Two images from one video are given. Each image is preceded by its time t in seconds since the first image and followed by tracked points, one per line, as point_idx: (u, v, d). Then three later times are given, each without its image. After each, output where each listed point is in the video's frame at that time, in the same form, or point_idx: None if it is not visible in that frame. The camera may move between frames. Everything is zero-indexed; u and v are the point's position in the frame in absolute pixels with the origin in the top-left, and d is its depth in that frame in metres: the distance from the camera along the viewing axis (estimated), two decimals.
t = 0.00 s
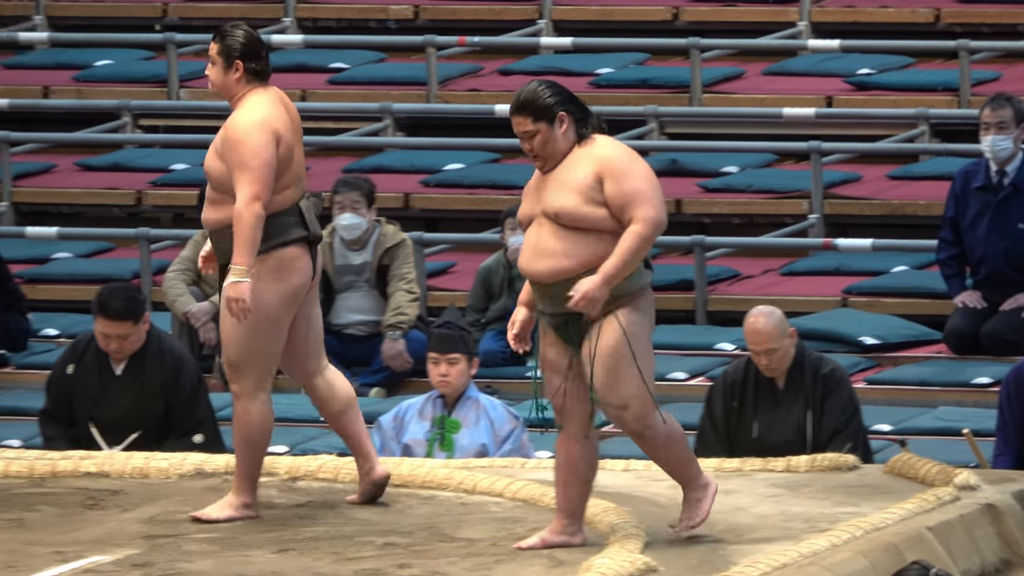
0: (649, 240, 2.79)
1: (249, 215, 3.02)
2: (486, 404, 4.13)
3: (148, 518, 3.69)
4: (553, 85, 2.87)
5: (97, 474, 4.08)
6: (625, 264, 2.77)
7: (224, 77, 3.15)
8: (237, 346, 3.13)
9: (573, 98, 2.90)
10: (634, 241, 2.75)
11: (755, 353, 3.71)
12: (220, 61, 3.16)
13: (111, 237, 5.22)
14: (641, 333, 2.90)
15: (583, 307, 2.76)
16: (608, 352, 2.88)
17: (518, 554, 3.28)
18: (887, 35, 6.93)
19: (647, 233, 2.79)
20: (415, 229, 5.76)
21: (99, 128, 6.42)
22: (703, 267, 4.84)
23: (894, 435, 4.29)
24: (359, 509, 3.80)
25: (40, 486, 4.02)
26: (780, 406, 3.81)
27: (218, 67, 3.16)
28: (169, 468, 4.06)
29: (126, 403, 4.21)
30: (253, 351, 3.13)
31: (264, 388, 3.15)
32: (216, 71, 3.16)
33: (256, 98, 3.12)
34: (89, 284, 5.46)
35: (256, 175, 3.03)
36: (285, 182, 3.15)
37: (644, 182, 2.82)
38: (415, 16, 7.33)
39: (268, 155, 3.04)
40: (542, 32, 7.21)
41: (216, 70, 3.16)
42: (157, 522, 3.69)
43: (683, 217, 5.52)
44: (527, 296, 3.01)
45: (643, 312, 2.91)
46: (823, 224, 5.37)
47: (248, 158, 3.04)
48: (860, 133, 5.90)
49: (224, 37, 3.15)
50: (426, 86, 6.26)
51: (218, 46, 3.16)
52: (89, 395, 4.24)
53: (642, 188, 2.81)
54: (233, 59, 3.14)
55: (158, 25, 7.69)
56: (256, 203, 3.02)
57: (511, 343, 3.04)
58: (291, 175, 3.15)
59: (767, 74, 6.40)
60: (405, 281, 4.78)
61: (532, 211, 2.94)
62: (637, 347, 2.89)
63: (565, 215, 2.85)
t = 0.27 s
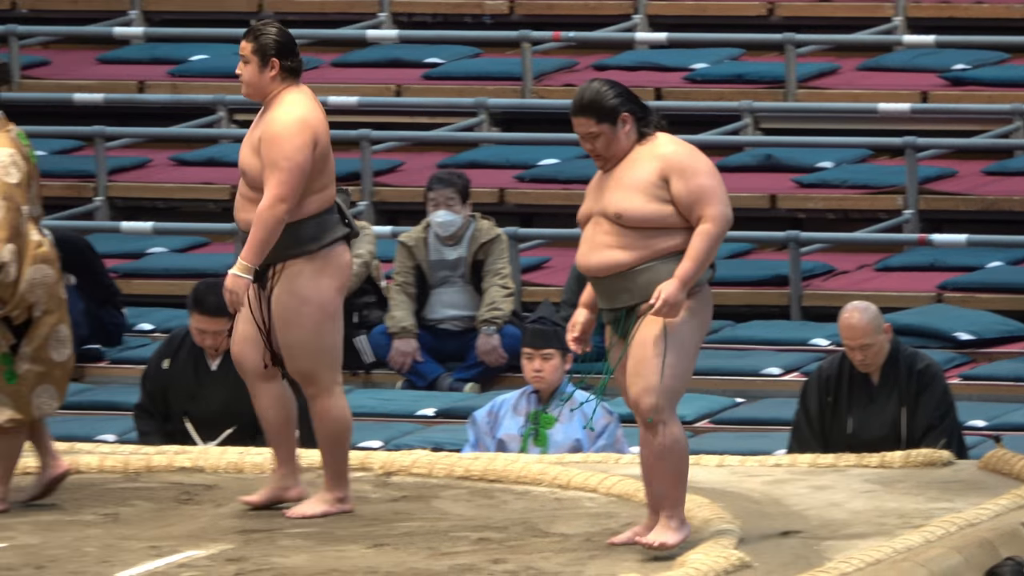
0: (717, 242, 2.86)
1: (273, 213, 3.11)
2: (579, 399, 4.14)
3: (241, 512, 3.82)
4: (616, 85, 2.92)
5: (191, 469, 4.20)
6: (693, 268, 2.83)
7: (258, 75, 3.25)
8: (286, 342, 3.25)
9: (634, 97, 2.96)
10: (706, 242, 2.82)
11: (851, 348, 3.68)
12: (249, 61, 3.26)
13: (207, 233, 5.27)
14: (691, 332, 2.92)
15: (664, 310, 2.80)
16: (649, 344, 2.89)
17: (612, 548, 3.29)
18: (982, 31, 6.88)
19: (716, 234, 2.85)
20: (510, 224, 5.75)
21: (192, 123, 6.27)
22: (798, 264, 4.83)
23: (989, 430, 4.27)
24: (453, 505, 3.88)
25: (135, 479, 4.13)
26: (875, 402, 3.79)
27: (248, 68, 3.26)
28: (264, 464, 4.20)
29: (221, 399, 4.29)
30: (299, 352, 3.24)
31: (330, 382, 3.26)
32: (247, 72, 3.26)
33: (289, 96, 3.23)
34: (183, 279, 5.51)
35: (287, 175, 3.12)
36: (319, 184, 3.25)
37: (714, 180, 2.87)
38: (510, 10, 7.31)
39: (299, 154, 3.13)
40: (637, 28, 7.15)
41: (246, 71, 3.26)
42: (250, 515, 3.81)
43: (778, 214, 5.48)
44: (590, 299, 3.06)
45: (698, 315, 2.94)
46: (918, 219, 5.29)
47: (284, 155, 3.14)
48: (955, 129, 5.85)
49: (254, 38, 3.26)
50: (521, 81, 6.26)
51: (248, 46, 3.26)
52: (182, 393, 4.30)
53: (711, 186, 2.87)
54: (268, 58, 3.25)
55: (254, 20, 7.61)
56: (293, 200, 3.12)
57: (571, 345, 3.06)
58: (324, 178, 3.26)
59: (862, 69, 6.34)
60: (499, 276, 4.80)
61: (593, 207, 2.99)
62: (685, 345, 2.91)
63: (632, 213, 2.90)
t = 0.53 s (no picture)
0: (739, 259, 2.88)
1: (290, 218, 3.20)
2: (646, 389, 4.29)
3: (320, 499, 4.05)
4: (672, 92, 2.95)
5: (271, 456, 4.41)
6: (715, 282, 2.86)
7: (269, 84, 3.32)
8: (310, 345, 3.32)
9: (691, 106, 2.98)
10: (717, 262, 2.85)
11: (907, 340, 3.83)
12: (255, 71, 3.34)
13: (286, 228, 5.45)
14: (714, 340, 2.98)
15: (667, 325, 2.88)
16: (669, 359, 2.97)
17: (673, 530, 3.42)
18: None
19: (739, 250, 2.87)
20: (577, 220, 5.89)
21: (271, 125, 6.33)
22: (857, 258, 4.95)
23: None
24: (522, 490, 4.05)
25: (219, 466, 4.33)
26: (929, 393, 3.91)
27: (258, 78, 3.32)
28: (341, 452, 4.38)
29: (301, 389, 4.45)
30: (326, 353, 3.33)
31: (350, 380, 3.34)
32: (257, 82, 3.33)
33: (300, 103, 3.30)
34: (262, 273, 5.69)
35: (313, 177, 3.21)
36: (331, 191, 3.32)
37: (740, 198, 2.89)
38: (580, 15, 7.37)
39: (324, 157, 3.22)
40: (702, 31, 7.26)
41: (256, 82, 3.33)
42: (330, 503, 4.04)
43: (836, 210, 5.64)
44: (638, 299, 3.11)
45: (729, 321, 3.00)
46: (972, 216, 5.39)
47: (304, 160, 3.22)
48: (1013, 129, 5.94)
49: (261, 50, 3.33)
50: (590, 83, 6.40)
51: (254, 58, 3.33)
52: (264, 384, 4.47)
53: (739, 203, 2.89)
54: (278, 68, 3.32)
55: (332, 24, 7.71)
56: (308, 203, 3.21)
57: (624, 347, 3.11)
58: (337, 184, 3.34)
59: (918, 71, 6.43)
60: (568, 271, 4.95)
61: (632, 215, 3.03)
62: (707, 350, 2.98)
63: (661, 228, 2.94)
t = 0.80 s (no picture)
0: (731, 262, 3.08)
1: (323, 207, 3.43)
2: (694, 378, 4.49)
3: (384, 483, 4.31)
4: (712, 98, 3.19)
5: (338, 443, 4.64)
6: (705, 285, 3.08)
7: (263, 94, 3.54)
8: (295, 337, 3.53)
9: (731, 114, 3.21)
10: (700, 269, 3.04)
11: (942, 332, 4.02)
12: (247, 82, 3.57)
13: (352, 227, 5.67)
14: (733, 337, 3.18)
15: (650, 326, 3.08)
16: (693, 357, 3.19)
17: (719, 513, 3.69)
18: None
19: (730, 255, 3.07)
20: (628, 218, 6.10)
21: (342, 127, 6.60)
22: (894, 255, 5.12)
23: None
24: (576, 475, 4.29)
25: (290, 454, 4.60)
26: (962, 383, 4.13)
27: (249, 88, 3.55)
28: (404, 438, 4.58)
29: (366, 378, 4.67)
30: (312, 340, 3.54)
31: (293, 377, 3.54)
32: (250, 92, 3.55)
33: (298, 106, 3.54)
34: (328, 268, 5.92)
35: (335, 166, 3.45)
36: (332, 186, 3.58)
37: (741, 199, 3.08)
38: (632, 25, 7.53)
39: (331, 151, 3.46)
40: (747, 40, 7.39)
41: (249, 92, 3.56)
42: (393, 486, 4.30)
43: (874, 209, 5.81)
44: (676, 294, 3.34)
45: (748, 316, 3.20)
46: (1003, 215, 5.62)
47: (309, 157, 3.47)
48: None
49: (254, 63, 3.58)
50: (640, 89, 6.61)
51: (247, 72, 3.57)
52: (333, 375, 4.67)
53: (736, 209, 3.08)
54: (268, 77, 3.55)
55: (397, 34, 7.83)
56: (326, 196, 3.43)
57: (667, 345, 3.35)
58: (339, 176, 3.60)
59: (953, 77, 6.60)
60: (620, 266, 5.16)
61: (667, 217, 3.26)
62: (728, 347, 3.17)
63: (676, 229, 3.17)
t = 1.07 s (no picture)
0: (755, 263, 3.30)
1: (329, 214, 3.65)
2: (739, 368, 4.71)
3: (446, 468, 4.58)
4: (759, 102, 3.39)
5: (402, 430, 4.90)
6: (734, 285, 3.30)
7: (263, 112, 3.74)
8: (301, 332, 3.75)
9: (775, 119, 3.41)
10: (727, 268, 3.27)
11: (973, 325, 4.26)
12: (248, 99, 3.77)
13: (416, 226, 5.92)
14: (761, 334, 3.40)
15: (687, 328, 3.29)
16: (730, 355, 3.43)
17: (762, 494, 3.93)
18: None
19: (754, 256, 3.29)
20: (677, 218, 6.34)
21: (405, 132, 6.89)
22: (928, 252, 5.35)
23: None
24: (626, 460, 4.55)
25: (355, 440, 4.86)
26: (992, 373, 4.38)
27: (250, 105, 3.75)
28: (465, 426, 4.85)
29: (430, 367, 4.93)
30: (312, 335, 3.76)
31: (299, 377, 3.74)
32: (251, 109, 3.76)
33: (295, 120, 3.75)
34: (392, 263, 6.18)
35: (334, 178, 3.68)
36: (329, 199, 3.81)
37: (762, 201, 3.30)
38: (679, 33, 7.75)
39: (330, 163, 3.68)
40: (789, 49, 7.61)
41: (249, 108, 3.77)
42: (454, 470, 4.57)
43: (909, 209, 6.03)
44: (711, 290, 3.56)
45: (775, 314, 3.40)
46: None
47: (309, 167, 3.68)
48: None
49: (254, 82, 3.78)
50: (687, 95, 6.85)
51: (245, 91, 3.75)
52: (396, 365, 4.95)
53: (758, 211, 3.30)
54: (269, 95, 3.75)
55: (457, 42, 8.05)
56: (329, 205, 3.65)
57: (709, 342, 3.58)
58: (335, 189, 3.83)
59: (984, 84, 6.79)
60: (668, 263, 5.42)
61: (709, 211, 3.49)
62: (756, 345, 3.39)
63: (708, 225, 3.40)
